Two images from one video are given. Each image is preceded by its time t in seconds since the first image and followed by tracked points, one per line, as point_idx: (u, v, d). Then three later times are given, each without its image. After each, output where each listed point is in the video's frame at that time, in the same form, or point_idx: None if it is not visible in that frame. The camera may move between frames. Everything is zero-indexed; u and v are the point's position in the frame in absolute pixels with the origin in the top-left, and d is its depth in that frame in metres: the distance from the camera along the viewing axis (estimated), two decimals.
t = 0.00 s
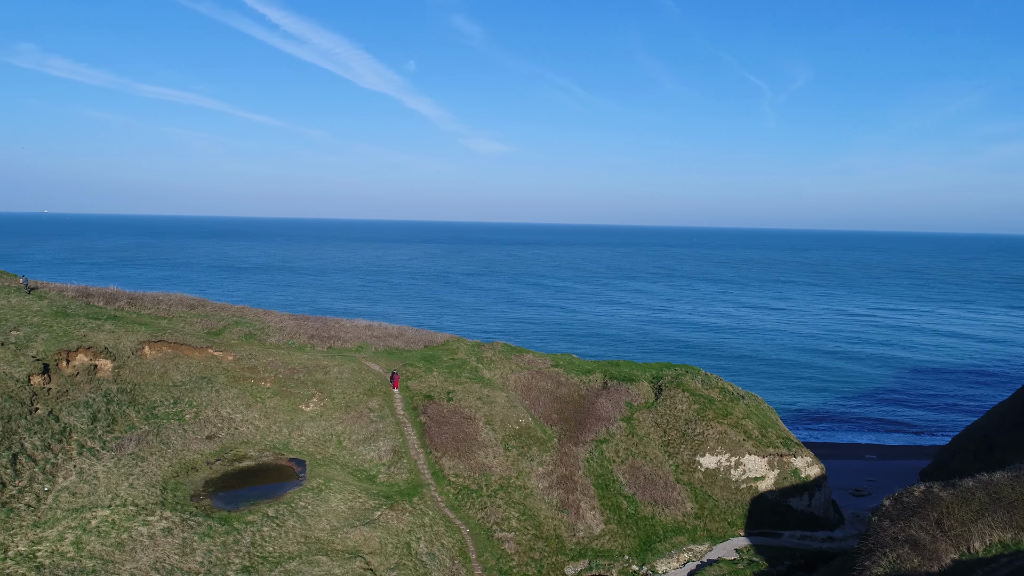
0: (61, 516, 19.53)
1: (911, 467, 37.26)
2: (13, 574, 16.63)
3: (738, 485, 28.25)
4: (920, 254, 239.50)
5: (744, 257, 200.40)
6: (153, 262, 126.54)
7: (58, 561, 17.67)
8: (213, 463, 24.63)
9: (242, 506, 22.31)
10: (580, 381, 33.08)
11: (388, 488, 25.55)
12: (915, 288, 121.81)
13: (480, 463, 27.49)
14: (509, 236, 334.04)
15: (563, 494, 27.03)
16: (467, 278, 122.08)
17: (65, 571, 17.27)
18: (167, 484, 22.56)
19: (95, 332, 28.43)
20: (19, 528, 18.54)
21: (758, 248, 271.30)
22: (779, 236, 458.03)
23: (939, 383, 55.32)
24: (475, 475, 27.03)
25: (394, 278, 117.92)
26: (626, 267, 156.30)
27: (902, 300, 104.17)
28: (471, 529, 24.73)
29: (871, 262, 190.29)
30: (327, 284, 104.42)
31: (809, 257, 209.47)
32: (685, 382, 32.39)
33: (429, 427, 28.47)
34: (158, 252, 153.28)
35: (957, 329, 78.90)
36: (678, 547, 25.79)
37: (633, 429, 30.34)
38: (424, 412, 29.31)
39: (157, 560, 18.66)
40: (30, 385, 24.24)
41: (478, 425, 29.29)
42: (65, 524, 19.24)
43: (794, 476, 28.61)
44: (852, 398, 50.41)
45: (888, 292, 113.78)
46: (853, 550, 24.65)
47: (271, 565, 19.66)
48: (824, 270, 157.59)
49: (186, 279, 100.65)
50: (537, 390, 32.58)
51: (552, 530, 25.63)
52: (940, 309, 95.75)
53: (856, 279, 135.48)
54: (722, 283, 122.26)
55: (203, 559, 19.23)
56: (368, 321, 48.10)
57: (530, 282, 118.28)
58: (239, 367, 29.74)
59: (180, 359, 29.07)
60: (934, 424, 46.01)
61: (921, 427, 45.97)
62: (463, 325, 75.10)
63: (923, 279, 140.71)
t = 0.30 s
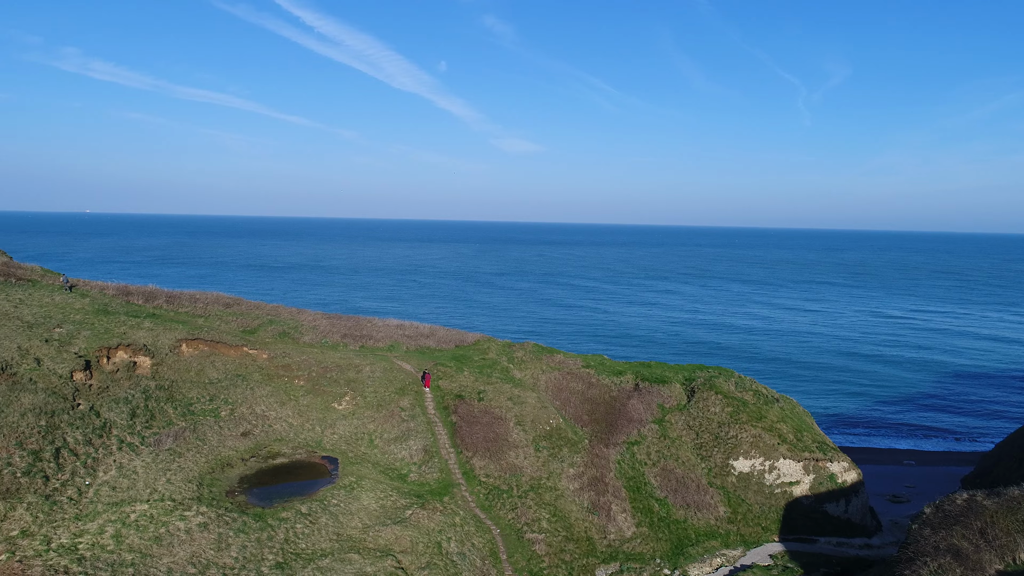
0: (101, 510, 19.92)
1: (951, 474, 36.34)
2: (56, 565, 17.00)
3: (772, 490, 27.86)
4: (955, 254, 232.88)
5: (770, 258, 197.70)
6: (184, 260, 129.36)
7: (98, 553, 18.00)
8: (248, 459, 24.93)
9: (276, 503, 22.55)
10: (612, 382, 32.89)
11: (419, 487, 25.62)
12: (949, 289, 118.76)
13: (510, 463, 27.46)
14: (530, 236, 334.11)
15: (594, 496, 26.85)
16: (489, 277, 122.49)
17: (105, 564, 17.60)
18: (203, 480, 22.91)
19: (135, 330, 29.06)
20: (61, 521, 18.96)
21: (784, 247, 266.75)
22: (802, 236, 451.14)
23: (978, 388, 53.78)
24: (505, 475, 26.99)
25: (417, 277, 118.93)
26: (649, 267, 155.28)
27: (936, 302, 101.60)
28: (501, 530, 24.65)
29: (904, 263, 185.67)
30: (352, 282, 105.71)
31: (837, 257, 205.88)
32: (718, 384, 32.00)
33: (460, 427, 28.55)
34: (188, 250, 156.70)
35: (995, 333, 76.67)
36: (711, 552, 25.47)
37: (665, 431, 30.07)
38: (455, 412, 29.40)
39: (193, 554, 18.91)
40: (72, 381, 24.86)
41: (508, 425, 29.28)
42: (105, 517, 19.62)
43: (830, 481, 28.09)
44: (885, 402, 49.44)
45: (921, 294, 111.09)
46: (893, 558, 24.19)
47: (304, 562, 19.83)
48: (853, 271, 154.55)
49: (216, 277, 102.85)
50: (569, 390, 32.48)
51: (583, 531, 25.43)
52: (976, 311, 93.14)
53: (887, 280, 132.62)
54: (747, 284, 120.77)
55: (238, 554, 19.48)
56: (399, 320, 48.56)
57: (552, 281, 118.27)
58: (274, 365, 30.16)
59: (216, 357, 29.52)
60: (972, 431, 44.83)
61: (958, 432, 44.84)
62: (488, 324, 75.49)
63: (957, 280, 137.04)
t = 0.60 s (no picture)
0: (141, 504, 20.30)
1: (993, 481, 35.34)
2: (97, 557, 17.40)
3: (809, 495, 27.38)
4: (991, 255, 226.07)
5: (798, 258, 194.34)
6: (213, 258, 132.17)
7: (137, 547, 18.32)
8: (283, 457, 25.24)
9: (309, 500, 22.75)
10: (645, 384, 32.64)
11: (451, 487, 25.69)
12: (987, 292, 115.23)
13: (542, 464, 27.39)
14: (550, 235, 333.47)
15: (627, 498, 26.63)
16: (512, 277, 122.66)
17: (144, 557, 17.90)
18: (239, 476, 23.22)
19: (174, 327, 29.64)
20: (103, 514, 19.39)
21: (812, 248, 261.86)
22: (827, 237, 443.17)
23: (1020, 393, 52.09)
24: (537, 476, 26.92)
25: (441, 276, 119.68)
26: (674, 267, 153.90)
27: (973, 304, 98.68)
28: (533, 531, 24.55)
29: (938, 264, 180.77)
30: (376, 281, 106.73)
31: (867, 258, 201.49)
32: (753, 387, 31.54)
33: (491, 427, 28.57)
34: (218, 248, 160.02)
35: None
36: (745, 557, 25.10)
37: (699, 434, 29.74)
38: (486, 412, 29.44)
39: (229, 549, 19.17)
40: (114, 377, 25.41)
41: (540, 425, 29.21)
42: (145, 511, 19.98)
43: (869, 487, 27.51)
44: (921, 407, 48.27)
45: (957, 296, 108.06)
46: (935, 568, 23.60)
47: (337, 560, 19.97)
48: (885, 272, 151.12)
49: (244, 275, 104.80)
50: (601, 392, 32.33)
51: (615, 534, 25.23)
52: (1016, 314, 90.25)
53: (920, 282, 129.31)
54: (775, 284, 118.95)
55: (273, 550, 19.69)
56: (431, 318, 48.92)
57: (576, 281, 117.96)
58: (308, 364, 30.52)
59: (252, 354, 29.97)
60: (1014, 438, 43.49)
61: (998, 439, 43.56)
62: (514, 324, 75.70)
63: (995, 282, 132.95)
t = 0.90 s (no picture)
0: (182, 498, 20.66)
1: None
2: (140, 550, 17.71)
3: (851, 502, 26.79)
4: None
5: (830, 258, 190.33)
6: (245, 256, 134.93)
7: (178, 540, 18.63)
8: (320, 454, 25.49)
9: (345, 498, 22.92)
10: (682, 386, 32.28)
11: (485, 487, 25.67)
12: None
13: (577, 466, 27.22)
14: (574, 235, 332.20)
15: (662, 502, 26.32)
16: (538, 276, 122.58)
17: (185, 551, 18.19)
18: (277, 473, 23.50)
19: (215, 324, 30.21)
20: (145, 508, 19.77)
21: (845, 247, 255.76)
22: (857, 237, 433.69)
23: None
24: (572, 477, 26.75)
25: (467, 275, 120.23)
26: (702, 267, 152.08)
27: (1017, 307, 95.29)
28: (568, 533, 24.32)
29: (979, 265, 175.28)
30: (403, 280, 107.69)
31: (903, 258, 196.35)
32: (794, 390, 30.98)
33: (526, 428, 28.52)
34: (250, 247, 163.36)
35: None
36: (785, 564, 24.57)
37: (737, 437, 29.30)
38: (521, 412, 29.40)
39: (266, 545, 19.39)
40: (157, 373, 25.94)
41: (576, 427, 29.06)
42: (185, 506, 20.33)
43: (915, 495, 26.78)
44: (964, 414, 46.87)
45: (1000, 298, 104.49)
46: None
47: (371, 558, 20.05)
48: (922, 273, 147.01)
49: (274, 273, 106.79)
50: (637, 393, 32.10)
51: (650, 538, 24.94)
52: None
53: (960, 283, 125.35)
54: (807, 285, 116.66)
55: (309, 547, 19.85)
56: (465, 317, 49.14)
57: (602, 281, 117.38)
58: (346, 362, 30.84)
59: (291, 353, 30.38)
60: None
61: None
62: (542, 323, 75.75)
63: None
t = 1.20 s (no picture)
0: (220, 494, 20.99)
1: None
2: (179, 544, 18.03)
3: (896, 509, 26.12)
4: None
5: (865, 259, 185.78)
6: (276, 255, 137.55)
7: (216, 535, 18.94)
8: (355, 452, 25.69)
9: (379, 496, 23.03)
10: (720, 389, 31.85)
11: (519, 487, 25.56)
12: None
13: (612, 468, 26.99)
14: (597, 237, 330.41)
15: (699, 506, 25.94)
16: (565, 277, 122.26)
17: (223, 546, 18.48)
18: (314, 469, 23.75)
19: (255, 322, 30.77)
20: (185, 502, 20.14)
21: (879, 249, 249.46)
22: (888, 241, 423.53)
23: None
24: (606, 480, 26.52)
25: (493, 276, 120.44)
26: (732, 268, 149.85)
27: None
28: (602, 536, 24.01)
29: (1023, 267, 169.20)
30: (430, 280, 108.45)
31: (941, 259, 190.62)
32: (836, 394, 30.35)
33: (561, 429, 28.38)
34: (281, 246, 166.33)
35: None
36: (826, 573, 23.94)
37: (776, 442, 28.81)
38: (556, 413, 29.29)
39: (302, 541, 19.57)
40: (198, 370, 26.49)
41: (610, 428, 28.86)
42: (224, 501, 20.65)
43: (963, 504, 25.99)
44: (1009, 422, 45.29)
45: None
46: None
47: (405, 557, 20.06)
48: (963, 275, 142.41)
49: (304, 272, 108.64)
50: (673, 396, 31.78)
51: (686, 543, 24.55)
52: None
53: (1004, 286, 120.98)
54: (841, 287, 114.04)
55: (344, 545, 19.96)
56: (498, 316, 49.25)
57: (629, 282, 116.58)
58: (381, 361, 31.12)
59: (328, 351, 30.76)
60: None
61: None
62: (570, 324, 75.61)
63: None
